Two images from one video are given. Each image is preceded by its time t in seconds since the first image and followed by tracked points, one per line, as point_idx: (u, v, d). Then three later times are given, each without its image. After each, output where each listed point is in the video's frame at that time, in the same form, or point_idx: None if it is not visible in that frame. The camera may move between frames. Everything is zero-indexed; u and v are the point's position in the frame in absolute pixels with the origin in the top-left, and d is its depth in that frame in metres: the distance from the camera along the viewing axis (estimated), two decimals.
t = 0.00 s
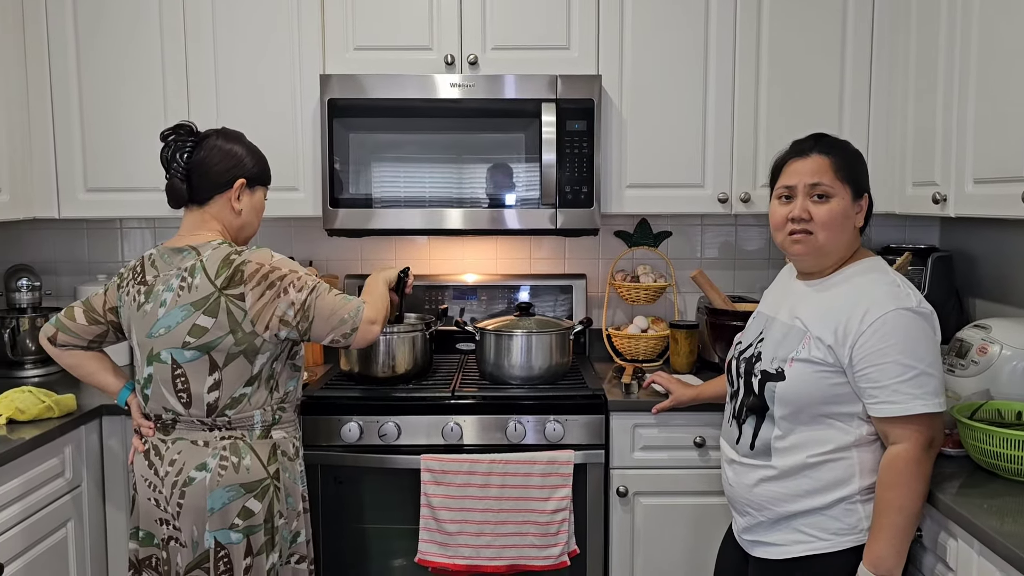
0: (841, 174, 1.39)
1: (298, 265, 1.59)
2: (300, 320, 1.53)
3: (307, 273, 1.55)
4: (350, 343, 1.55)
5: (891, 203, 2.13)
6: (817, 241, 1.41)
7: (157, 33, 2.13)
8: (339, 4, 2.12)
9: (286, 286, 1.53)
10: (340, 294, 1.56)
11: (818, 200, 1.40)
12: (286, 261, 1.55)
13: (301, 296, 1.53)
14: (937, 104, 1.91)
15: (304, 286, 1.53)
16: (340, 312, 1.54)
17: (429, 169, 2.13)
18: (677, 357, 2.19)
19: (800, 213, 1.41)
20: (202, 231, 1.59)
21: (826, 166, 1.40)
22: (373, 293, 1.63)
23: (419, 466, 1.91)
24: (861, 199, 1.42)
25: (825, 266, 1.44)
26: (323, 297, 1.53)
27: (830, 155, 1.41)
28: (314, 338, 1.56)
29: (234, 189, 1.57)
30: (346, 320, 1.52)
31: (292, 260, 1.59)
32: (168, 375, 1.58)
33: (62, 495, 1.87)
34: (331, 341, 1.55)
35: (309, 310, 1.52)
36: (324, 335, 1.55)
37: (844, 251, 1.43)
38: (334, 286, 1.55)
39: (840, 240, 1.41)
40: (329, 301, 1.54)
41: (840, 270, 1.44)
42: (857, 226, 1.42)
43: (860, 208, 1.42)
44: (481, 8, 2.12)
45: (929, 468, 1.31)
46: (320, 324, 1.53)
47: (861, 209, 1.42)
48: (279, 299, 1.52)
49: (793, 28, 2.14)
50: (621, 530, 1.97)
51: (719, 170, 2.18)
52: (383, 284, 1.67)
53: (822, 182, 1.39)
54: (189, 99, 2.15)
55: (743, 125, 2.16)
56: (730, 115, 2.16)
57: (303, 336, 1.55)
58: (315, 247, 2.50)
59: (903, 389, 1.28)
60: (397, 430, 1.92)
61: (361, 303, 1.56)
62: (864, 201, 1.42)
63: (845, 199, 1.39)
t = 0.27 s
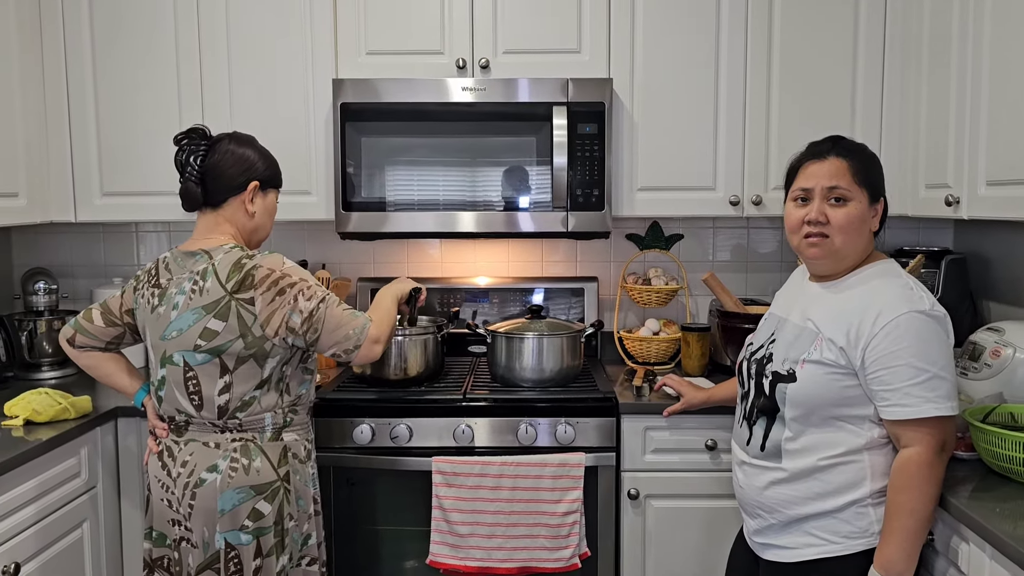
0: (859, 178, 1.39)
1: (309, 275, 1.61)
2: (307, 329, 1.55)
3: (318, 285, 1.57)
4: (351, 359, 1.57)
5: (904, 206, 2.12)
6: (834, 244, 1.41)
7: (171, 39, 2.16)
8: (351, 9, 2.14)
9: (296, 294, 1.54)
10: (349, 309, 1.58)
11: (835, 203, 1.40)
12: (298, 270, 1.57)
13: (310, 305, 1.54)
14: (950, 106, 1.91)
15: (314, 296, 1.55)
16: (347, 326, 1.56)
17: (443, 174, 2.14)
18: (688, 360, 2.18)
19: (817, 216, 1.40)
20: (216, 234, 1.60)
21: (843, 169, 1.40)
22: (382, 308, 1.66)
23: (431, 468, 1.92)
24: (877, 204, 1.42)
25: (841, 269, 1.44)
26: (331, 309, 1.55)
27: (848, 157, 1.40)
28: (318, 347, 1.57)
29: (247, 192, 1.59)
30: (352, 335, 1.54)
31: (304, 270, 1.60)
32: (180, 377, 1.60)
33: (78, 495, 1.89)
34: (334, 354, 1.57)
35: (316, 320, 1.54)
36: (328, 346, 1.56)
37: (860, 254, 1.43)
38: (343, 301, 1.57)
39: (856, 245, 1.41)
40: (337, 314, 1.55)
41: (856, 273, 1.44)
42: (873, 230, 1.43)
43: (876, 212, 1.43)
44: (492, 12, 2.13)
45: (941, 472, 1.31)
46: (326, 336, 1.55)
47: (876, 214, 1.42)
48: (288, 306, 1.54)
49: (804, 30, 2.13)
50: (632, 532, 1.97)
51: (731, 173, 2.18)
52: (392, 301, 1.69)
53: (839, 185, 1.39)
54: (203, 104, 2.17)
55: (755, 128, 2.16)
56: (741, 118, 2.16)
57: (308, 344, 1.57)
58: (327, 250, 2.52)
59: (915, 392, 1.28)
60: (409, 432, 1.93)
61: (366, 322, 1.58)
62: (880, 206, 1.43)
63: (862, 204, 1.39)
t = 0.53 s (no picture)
0: (868, 188, 1.39)
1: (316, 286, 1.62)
2: (311, 343, 1.55)
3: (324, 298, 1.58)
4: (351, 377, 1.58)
5: (913, 214, 2.12)
6: (843, 254, 1.41)
7: (184, 50, 2.18)
8: (361, 20, 2.16)
9: (302, 306, 1.55)
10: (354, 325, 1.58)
11: (844, 213, 1.40)
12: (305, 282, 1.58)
13: (314, 319, 1.55)
14: (959, 114, 1.91)
15: (319, 310, 1.55)
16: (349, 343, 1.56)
17: (452, 182, 2.16)
18: (697, 368, 2.19)
19: (827, 226, 1.41)
20: (225, 243, 1.62)
21: (852, 179, 1.40)
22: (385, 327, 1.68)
23: (439, 476, 1.92)
24: (887, 214, 1.42)
25: (851, 278, 1.44)
26: (335, 324, 1.56)
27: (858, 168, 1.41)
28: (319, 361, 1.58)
29: (257, 201, 1.61)
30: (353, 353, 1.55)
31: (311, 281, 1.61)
32: (188, 385, 1.61)
33: (90, 501, 1.90)
34: (334, 369, 1.58)
35: (319, 334, 1.55)
36: (330, 361, 1.58)
37: (870, 264, 1.43)
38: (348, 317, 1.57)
39: (867, 255, 1.42)
40: (341, 330, 1.56)
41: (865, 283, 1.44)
42: (883, 240, 1.43)
43: (886, 222, 1.43)
44: (501, 22, 2.15)
45: (950, 481, 1.30)
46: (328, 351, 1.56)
47: (886, 224, 1.43)
48: (292, 318, 1.55)
49: (812, 40, 2.14)
50: (641, 541, 1.97)
51: (739, 182, 2.18)
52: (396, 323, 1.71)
53: (849, 195, 1.39)
54: (215, 114, 2.19)
55: (763, 137, 2.16)
56: (750, 127, 2.17)
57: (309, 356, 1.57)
58: (337, 258, 2.53)
59: (924, 401, 1.28)
60: (418, 440, 1.94)
61: (371, 339, 1.58)
62: (890, 216, 1.43)
63: (872, 214, 1.40)
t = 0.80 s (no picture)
0: (873, 204, 1.41)
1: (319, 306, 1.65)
2: (310, 362, 1.58)
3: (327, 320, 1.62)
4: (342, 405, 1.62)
5: (917, 229, 2.14)
6: (849, 268, 1.43)
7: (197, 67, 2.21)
8: (371, 37, 2.19)
9: (307, 324, 1.58)
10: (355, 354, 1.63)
11: (849, 228, 1.42)
12: (311, 301, 1.61)
13: (316, 339, 1.58)
14: (962, 130, 1.93)
15: (323, 331, 1.59)
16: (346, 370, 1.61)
17: (457, 196, 2.18)
18: (703, 382, 2.20)
19: (832, 240, 1.43)
20: (234, 256, 1.64)
21: (857, 195, 1.42)
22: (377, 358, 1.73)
23: (448, 488, 1.94)
24: (892, 229, 1.44)
25: (856, 292, 1.46)
26: (337, 348, 1.60)
27: (865, 183, 1.43)
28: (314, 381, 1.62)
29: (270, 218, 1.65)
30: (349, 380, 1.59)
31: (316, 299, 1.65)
32: (197, 401, 1.62)
33: (103, 513, 1.92)
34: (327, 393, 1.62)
35: (320, 355, 1.58)
36: (326, 382, 1.61)
37: (875, 278, 1.45)
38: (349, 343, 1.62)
39: (873, 268, 1.44)
40: (341, 355, 1.60)
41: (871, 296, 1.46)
42: (887, 255, 1.45)
43: (891, 236, 1.45)
44: (508, 39, 2.18)
45: (955, 494, 1.32)
46: (326, 374, 1.59)
47: (892, 238, 1.45)
48: (296, 334, 1.57)
49: (816, 57, 2.17)
50: (648, 554, 1.99)
51: (744, 197, 2.21)
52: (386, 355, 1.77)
53: (853, 211, 1.41)
54: (227, 130, 2.22)
55: (768, 152, 2.19)
56: (754, 142, 2.19)
57: (305, 375, 1.60)
58: (346, 272, 2.56)
59: (929, 415, 1.29)
60: (427, 453, 1.96)
61: (368, 368, 1.63)
62: (895, 231, 1.45)
63: (877, 229, 1.42)
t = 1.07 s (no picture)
0: (879, 216, 1.44)
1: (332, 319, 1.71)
2: (336, 373, 1.64)
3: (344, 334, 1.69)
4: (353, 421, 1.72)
5: (922, 237, 2.16)
6: (857, 278, 1.46)
7: (210, 79, 2.24)
8: (382, 49, 2.22)
9: (328, 337, 1.64)
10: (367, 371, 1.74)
11: (856, 239, 1.45)
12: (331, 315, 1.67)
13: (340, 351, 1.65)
14: (965, 140, 1.96)
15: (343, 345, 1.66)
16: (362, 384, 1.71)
17: (459, 203, 2.21)
18: (711, 389, 2.23)
19: (840, 251, 1.46)
20: (246, 268, 1.67)
21: (864, 207, 1.45)
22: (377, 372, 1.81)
23: (460, 495, 1.96)
24: (898, 240, 1.47)
25: (863, 301, 1.49)
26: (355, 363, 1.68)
27: (871, 195, 1.46)
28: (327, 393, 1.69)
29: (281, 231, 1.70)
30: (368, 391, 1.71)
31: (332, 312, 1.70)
32: (208, 411, 1.63)
33: (119, 521, 1.94)
34: (342, 404, 1.70)
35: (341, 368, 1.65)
36: (344, 393, 1.69)
37: (881, 287, 1.48)
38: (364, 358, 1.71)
39: (880, 278, 1.46)
40: (358, 369, 1.69)
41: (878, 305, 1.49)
42: (894, 265, 1.48)
43: (897, 247, 1.48)
44: (518, 51, 2.21)
45: (963, 500, 1.35)
46: (345, 386, 1.67)
47: (898, 248, 1.47)
48: (319, 346, 1.63)
49: (821, 69, 2.20)
50: (658, 560, 2.01)
51: (750, 206, 2.23)
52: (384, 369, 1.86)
53: (860, 223, 1.44)
54: (240, 141, 2.25)
55: (774, 162, 2.22)
56: (761, 152, 2.22)
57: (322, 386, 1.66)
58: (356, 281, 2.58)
59: (938, 422, 1.32)
60: (439, 459, 1.98)
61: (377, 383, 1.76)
62: (900, 241, 1.48)
63: (883, 239, 1.45)
